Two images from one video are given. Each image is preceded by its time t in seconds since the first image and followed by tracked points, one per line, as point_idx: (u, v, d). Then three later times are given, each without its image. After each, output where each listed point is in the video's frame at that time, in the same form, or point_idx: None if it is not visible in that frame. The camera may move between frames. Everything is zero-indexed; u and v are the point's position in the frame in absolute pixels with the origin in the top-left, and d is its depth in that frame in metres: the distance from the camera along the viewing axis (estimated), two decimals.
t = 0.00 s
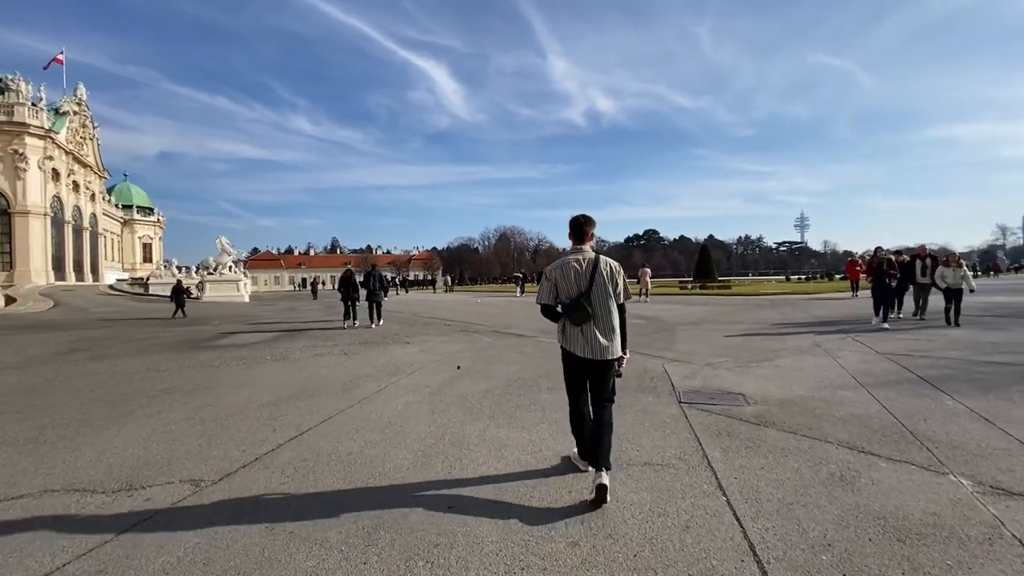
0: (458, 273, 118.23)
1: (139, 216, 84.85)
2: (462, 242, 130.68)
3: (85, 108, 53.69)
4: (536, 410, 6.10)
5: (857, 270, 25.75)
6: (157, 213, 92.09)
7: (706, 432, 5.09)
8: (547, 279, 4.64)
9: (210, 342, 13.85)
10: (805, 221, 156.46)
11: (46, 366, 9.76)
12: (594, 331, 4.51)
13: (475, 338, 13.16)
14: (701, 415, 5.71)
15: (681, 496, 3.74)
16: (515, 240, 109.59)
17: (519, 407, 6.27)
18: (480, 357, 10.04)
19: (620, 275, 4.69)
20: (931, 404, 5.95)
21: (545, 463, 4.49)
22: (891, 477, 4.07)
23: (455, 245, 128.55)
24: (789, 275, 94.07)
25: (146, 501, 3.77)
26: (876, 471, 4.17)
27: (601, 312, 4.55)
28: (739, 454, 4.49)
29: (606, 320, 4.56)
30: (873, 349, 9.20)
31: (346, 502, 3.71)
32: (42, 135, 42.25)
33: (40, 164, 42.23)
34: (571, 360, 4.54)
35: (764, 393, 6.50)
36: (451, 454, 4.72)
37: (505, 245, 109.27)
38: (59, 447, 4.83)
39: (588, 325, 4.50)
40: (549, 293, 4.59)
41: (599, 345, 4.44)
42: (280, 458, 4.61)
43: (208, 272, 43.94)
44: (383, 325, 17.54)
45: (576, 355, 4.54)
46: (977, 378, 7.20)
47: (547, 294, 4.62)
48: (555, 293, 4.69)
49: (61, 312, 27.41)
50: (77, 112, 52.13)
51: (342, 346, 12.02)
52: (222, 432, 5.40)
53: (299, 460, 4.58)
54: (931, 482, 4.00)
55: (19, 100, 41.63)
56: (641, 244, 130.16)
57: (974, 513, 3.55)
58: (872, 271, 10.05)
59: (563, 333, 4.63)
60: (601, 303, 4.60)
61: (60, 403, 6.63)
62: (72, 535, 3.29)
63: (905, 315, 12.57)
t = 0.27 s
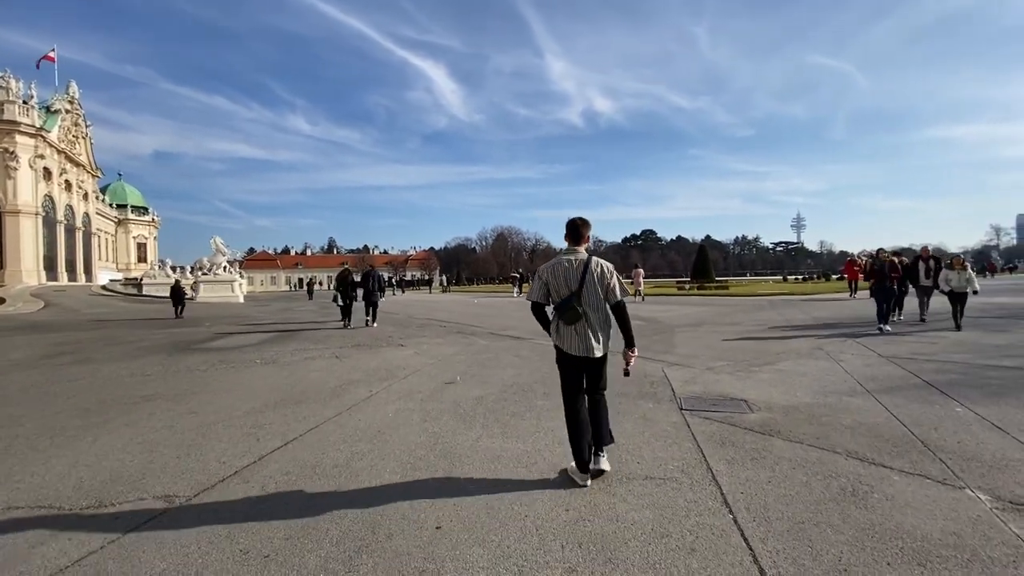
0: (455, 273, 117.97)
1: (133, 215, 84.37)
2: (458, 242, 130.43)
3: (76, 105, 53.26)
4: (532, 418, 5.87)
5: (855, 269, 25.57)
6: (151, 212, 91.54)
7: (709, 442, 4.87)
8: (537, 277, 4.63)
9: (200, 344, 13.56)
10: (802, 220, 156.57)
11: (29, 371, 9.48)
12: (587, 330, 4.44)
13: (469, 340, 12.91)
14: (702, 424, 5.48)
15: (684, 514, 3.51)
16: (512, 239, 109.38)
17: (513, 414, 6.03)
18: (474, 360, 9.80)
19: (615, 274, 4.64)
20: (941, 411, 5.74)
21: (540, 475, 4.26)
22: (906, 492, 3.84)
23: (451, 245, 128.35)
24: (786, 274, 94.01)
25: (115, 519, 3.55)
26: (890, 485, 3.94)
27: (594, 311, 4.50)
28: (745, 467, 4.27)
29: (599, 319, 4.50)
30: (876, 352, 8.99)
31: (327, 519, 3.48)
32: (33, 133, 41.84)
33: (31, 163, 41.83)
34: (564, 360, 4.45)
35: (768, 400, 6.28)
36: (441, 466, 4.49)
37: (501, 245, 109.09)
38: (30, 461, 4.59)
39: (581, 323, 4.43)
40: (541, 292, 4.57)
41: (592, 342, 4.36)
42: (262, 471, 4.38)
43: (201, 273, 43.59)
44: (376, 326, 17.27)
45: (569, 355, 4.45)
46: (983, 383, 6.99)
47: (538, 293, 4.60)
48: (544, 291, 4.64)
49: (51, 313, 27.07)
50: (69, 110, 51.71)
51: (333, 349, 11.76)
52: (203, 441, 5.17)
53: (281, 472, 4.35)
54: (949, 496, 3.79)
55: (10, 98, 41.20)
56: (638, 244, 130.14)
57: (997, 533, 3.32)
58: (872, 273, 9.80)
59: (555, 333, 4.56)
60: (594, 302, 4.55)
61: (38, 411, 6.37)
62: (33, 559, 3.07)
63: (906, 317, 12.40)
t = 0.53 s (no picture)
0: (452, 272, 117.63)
1: (128, 214, 83.94)
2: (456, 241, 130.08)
3: (70, 103, 52.87)
4: (525, 424, 5.62)
5: (855, 268, 25.34)
6: (146, 211, 91.03)
7: (712, 450, 4.62)
8: (535, 279, 4.89)
9: (189, 345, 13.28)
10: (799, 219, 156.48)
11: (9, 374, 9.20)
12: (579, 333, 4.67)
13: (464, 340, 12.66)
14: (704, 429, 5.23)
15: (686, 531, 3.27)
16: (509, 238, 109.06)
17: (506, 419, 5.78)
18: (467, 361, 9.55)
19: (610, 279, 4.79)
20: (952, 415, 5.49)
21: (533, 484, 4.01)
22: (923, 505, 3.59)
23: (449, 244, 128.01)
24: (783, 274, 93.97)
25: (74, 538, 3.30)
26: (906, 497, 3.69)
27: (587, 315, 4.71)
28: (750, 478, 4.02)
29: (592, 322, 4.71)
30: (880, 352, 8.74)
31: (301, 537, 3.23)
32: (25, 131, 41.50)
33: (23, 161, 41.49)
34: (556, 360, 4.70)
35: (771, 404, 6.03)
36: (427, 475, 4.24)
37: (498, 244, 108.79)
38: None
39: (574, 326, 4.66)
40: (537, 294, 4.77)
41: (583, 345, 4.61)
42: (238, 482, 4.14)
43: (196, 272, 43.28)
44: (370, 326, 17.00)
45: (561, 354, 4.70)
46: (993, 385, 6.74)
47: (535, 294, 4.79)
48: (542, 292, 4.87)
49: (42, 313, 26.76)
50: (62, 108, 51.34)
51: (324, 350, 11.49)
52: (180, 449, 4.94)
53: (258, 483, 4.10)
54: (969, 509, 3.54)
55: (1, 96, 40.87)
56: (635, 243, 129.89)
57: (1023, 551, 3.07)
58: (875, 271, 9.52)
59: (548, 333, 4.81)
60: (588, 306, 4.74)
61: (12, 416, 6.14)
62: None
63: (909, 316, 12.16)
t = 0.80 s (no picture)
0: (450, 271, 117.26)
1: (123, 213, 83.56)
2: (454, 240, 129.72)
3: (63, 102, 52.51)
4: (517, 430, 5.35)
5: (855, 266, 25.06)
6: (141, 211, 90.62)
7: (714, 459, 4.34)
8: (535, 272, 5.11)
9: (177, 347, 12.99)
10: (797, 217, 156.06)
11: None
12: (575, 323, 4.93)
13: (458, 341, 12.37)
14: (706, 436, 4.96)
15: (689, 554, 2.99)
16: (507, 237, 108.67)
17: (497, 426, 5.49)
18: (460, 362, 9.27)
19: (605, 276, 5.09)
20: (966, 420, 5.23)
21: (523, 497, 3.72)
22: (946, 523, 3.32)
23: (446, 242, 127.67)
24: (782, 272, 93.67)
25: (17, 565, 3.05)
26: (927, 514, 3.42)
27: (583, 308, 4.98)
28: (758, 492, 3.75)
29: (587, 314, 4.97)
30: (886, 353, 8.45)
31: (265, 565, 2.94)
32: (17, 130, 41.19)
33: (16, 160, 41.17)
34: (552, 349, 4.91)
35: (776, 409, 5.75)
36: (408, 487, 3.96)
37: (496, 243, 108.42)
38: None
39: (570, 317, 4.91)
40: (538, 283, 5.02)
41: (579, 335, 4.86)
42: (204, 498, 3.88)
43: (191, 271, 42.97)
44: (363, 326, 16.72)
45: (557, 344, 4.92)
46: (1005, 387, 6.47)
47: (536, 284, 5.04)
48: (541, 285, 5.10)
49: (34, 313, 26.48)
50: (55, 107, 50.99)
51: (313, 351, 11.21)
52: (148, 462, 4.71)
53: (225, 500, 3.84)
54: (996, 528, 3.27)
55: None
56: (634, 241, 129.56)
57: None
58: (881, 268, 9.20)
59: (545, 324, 5.01)
60: (586, 299, 5.01)
61: None
62: None
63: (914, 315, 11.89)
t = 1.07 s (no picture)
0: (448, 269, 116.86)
1: (119, 212, 83.07)
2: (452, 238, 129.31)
3: (57, 99, 52.04)
4: (510, 440, 5.03)
5: (855, 263, 24.72)
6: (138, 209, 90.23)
7: (722, 473, 4.03)
8: (528, 272, 4.79)
9: (164, 348, 12.66)
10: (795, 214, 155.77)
11: None
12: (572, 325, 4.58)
13: (452, 341, 12.04)
14: (712, 446, 4.64)
15: None
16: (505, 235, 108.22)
17: (488, 435, 5.17)
18: (453, 364, 8.95)
19: (603, 274, 4.78)
20: (988, 427, 4.91)
21: (515, 518, 3.39)
22: (981, 548, 3.01)
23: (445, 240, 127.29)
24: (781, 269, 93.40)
25: None
26: (960, 537, 3.09)
27: (581, 308, 4.65)
28: (771, 511, 3.44)
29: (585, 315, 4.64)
30: (895, 354, 8.11)
31: None
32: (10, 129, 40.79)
33: (8, 159, 40.77)
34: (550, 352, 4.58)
35: (784, 415, 5.44)
36: (389, 504, 3.65)
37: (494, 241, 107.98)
38: None
39: (568, 318, 4.57)
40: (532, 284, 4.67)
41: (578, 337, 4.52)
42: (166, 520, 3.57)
43: (185, 270, 42.59)
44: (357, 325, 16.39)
45: (554, 347, 4.58)
46: None
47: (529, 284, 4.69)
48: (536, 284, 4.76)
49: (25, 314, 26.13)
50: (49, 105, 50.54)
51: (303, 353, 10.88)
52: (112, 478, 4.41)
53: (189, 521, 3.53)
54: None
55: None
56: (632, 238, 129.15)
57: None
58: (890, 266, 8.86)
59: (541, 325, 4.68)
60: (583, 298, 4.68)
61: None
62: None
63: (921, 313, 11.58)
